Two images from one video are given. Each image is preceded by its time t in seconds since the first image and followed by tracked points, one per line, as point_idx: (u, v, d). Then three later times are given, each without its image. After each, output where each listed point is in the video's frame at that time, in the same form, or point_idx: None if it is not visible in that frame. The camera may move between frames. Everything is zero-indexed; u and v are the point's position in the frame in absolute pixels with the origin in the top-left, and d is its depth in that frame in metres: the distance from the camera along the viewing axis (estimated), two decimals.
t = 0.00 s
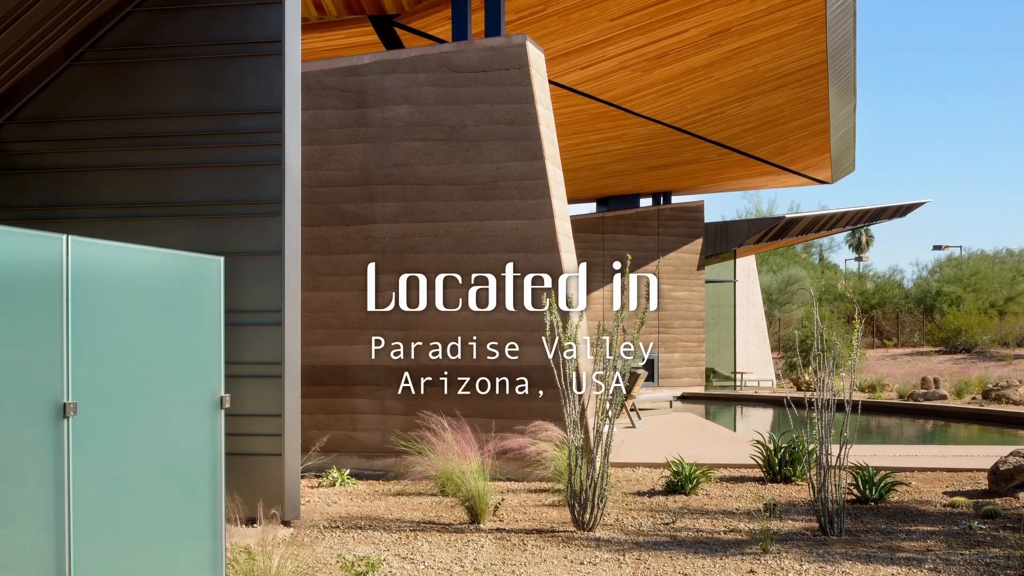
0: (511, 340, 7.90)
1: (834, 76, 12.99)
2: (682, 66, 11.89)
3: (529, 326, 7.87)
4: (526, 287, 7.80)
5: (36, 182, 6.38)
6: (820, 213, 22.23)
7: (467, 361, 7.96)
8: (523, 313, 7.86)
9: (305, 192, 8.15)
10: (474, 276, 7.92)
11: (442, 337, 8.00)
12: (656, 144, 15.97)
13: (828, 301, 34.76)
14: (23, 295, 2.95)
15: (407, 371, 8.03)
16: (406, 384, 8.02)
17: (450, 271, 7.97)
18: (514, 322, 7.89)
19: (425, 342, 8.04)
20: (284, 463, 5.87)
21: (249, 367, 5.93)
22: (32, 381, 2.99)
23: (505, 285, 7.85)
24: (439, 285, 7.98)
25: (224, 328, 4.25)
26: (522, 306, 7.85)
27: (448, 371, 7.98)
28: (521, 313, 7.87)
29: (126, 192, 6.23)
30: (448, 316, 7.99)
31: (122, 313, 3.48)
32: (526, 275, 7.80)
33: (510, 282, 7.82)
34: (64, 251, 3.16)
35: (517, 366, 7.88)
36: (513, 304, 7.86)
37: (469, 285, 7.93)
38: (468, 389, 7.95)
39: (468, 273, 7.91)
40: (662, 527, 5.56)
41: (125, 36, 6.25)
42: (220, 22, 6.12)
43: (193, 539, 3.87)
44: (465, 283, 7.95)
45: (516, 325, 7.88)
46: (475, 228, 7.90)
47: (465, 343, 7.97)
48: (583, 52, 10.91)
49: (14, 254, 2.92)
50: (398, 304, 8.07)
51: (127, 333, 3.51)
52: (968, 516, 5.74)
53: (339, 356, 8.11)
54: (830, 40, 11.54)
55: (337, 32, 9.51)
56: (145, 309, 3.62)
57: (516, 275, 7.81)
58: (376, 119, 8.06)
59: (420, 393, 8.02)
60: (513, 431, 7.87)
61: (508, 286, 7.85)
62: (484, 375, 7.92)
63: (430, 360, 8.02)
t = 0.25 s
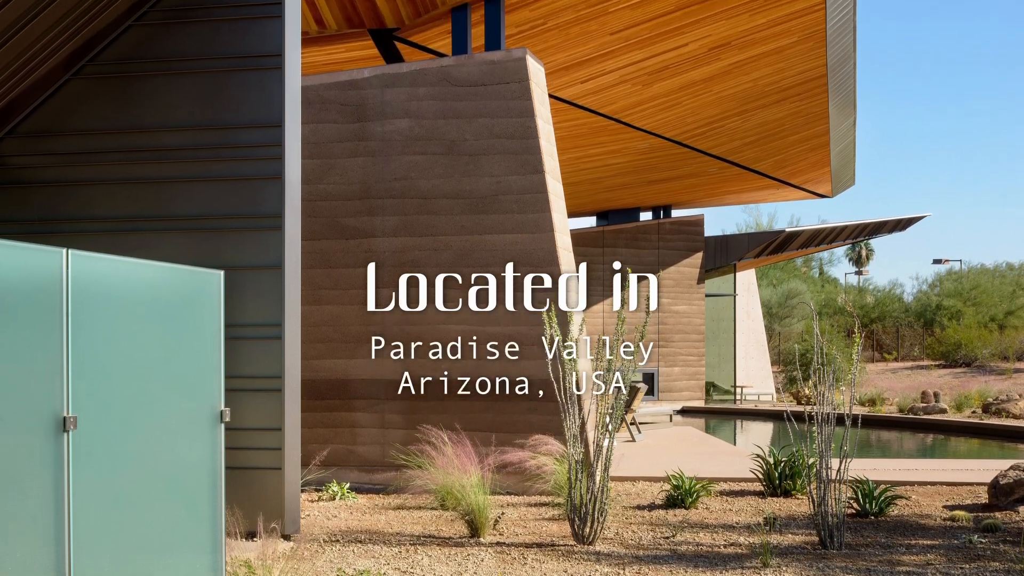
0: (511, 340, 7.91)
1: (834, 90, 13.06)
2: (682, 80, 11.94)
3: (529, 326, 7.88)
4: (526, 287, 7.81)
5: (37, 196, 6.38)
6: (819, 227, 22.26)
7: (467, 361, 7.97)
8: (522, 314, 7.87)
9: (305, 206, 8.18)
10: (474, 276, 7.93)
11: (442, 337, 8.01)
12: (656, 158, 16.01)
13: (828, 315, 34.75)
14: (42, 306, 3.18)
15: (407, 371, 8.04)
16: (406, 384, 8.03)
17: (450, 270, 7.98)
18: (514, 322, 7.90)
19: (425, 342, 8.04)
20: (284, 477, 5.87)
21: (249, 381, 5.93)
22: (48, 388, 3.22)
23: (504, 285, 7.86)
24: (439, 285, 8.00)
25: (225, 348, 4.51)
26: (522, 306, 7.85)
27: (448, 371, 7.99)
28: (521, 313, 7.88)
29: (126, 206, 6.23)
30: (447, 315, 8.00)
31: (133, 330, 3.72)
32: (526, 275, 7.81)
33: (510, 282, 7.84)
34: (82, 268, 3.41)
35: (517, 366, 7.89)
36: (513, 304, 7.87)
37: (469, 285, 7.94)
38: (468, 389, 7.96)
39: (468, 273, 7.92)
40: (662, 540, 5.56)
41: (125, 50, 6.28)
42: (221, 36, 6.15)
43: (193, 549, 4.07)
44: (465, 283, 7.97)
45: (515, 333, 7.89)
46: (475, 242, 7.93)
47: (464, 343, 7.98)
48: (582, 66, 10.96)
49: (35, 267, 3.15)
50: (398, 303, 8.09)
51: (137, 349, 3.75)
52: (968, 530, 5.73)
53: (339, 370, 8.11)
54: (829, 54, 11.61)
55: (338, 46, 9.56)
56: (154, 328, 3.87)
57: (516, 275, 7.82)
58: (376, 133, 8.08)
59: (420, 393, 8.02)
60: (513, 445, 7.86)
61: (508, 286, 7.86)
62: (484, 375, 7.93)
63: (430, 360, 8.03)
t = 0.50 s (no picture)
0: (511, 340, 7.95)
1: (833, 104, 13.15)
2: (682, 94, 11.99)
3: (529, 326, 7.91)
4: (526, 287, 7.84)
5: (35, 210, 6.40)
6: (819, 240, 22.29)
7: (467, 361, 8.00)
8: (523, 314, 7.90)
9: (305, 219, 8.21)
10: (474, 276, 7.97)
11: (442, 336, 8.05)
12: (657, 172, 16.06)
13: (828, 329, 34.72)
14: (47, 321, 3.66)
15: (407, 371, 8.06)
16: (406, 384, 8.04)
17: (450, 271, 8.02)
18: (515, 321, 7.94)
19: (425, 343, 8.07)
20: (284, 491, 5.86)
21: (249, 395, 5.93)
22: (54, 405, 3.68)
23: (504, 285, 7.89)
24: (440, 285, 8.03)
25: (222, 367, 5.09)
26: (522, 306, 7.88)
27: (448, 371, 8.02)
28: (521, 313, 7.91)
29: (126, 220, 6.25)
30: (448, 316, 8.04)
31: (132, 349, 4.23)
32: (526, 275, 7.84)
33: (510, 282, 7.87)
34: (84, 291, 3.91)
35: (517, 366, 7.91)
36: (513, 304, 7.90)
37: (469, 285, 7.98)
38: (468, 389, 7.97)
39: (468, 273, 7.96)
40: (662, 554, 5.55)
41: (125, 63, 6.31)
42: (222, 50, 6.19)
43: (192, 558, 4.60)
44: (465, 284, 8.00)
45: (515, 334, 7.93)
46: (475, 256, 7.96)
47: (465, 343, 8.02)
48: (582, 80, 11.01)
49: (42, 286, 3.62)
50: (398, 303, 8.12)
51: (137, 369, 4.28)
52: (968, 544, 5.72)
53: (339, 384, 8.12)
54: (829, 69, 11.69)
55: (337, 60, 9.60)
56: (153, 348, 4.41)
57: (516, 275, 7.86)
58: (376, 147, 8.11)
59: (420, 393, 8.04)
60: (513, 459, 7.85)
61: (507, 286, 7.89)
62: (484, 375, 7.94)
63: (430, 360, 8.06)
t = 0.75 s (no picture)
0: (511, 340, 7.98)
1: (834, 118, 13.23)
2: (682, 108, 12.05)
3: (529, 326, 7.93)
4: (526, 287, 7.86)
5: (36, 222, 6.42)
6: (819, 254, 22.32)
7: (467, 361, 8.02)
8: (522, 313, 7.92)
9: (305, 233, 8.24)
10: (474, 276, 8.00)
11: (442, 337, 8.07)
12: (657, 186, 16.11)
13: (828, 343, 34.69)
14: (46, 335, 3.67)
15: (407, 371, 8.08)
16: (406, 384, 8.06)
17: (450, 271, 8.05)
18: (514, 321, 7.95)
19: (425, 343, 8.09)
20: (284, 504, 5.86)
21: (249, 409, 5.93)
22: (53, 418, 3.70)
23: (504, 285, 7.91)
24: (439, 285, 8.06)
25: (221, 379, 5.11)
26: (522, 306, 7.90)
27: (448, 371, 8.03)
28: (521, 313, 7.92)
29: (126, 234, 6.27)
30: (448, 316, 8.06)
31: (132, 362, 4.25)
32: (526, 275, 7.86)
33: (510, 282, 7.89)
34: (83, 304, 3.92)
35: (517, 366, 7.93)
36: (513, 304, 7.91)
37: (469, 285, 8.00)
38: (468, 389, 7.99)
39: (468, 273, 7.99)
40: (662, 568, 5.55)
41: (125, 76, 6.34)
42: (222, 63, 6.22)
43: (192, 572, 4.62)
44: (465, 284, 8.03)
45: (515, 338, 7.95)
46: (475, 270, 8.00)
47: (465, 343, 8.04)
48: (583, 93, 11.06)
49: (41, 300, 3.64)
50: (398, 304, 8.14)
51: (137, 383, 4.29)
52: (968, 558, 5.72)
53: (339, 398, 8.12)
54: (829, 82, 11.77)
55: (337, 74, 9.65)
56: (153, 361, 4.42)
57: (516, 275, 7.87)
58: (376, 160, 8.14)
59: (420, 393, 8.05)
60: (513, 472, 7.84)
61: (507, 286, 7.91)
62: (483, 375, 7.96)
63: (430, 360, 8.07)
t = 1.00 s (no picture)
0: (511, 340, 7.97)
1: (834, 132, 13.32)
2: (682, 122, 12.10)
3: (529, 326, 7.94)
4: (526, 287, 7.88)
5: (35, 238, 6.43)
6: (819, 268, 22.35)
7: (467, 361, 8.04)
8: (522, 313, 7.93)
9: (305, 247, 8.28)
10: (474, 277, 8.02)
11: (443, 337, 8.10)
12: (658, 200, 16.16)
13: (828, 357, 34.66)
14: (46, 350, 3.69)
15: (407, 371, 8.10)
16: (406, 384, 8.08)
17: (450, 271, 8.08)
18: (514, 321, 7.96)
19: (425, 342, 8.12)
20: (284, 518, 5.86)
21: (248, 423, 5.93)
22: (54, 432, 3.71)
23: (504, 285, 7.93)
24: (440, 285, 8.09)
25: (221, 394, 5.12)
26: (522, 306, 7.91)
27: (448, 371, 8.05)
28: (521, 313, 7.94)
29: (126, 248, 6.27)
30: (448, 316, 8.09)
31: (133, 377, 4.26)
32: (526, 275, 7.87)
33: (510, 282, 7.90)
34: (83, 320, 3.94)
35: (517, 366, 7.94)
36: (513, 304, 7.92)
37: (469, 285, 8.03)
38: (468, 389, 8.00)
39: (468, 273, 8.02)
40: None
41: (126, 90, 6.33)
42: (223, 78, 6.19)
43: None
44: (465, 284, 8.05)
45: (515, 338, 7.94)
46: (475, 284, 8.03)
47: (465, 343, 8.06)
48: (583, 107, 11.10)
49: (41, 315, 3.66)
50: (398, 303, 8.17)
51: (138, 398, 4.31)
52: (968, 572, 5.71)
53: (339, 412, 8.12)
54: (829, 96, 11.84)
55: (337, 88, 9.70)
56: (153, 376, 4.44)
57: (516, 275, 7.89)
58: (376, 174, 8.17)
59: (420, 393, 8.06)
60: (513, 486, 7.83)
61: (507, 286, 7.93)
62: (483, 375, 7.97)
63: (430, 360, 8.09)
